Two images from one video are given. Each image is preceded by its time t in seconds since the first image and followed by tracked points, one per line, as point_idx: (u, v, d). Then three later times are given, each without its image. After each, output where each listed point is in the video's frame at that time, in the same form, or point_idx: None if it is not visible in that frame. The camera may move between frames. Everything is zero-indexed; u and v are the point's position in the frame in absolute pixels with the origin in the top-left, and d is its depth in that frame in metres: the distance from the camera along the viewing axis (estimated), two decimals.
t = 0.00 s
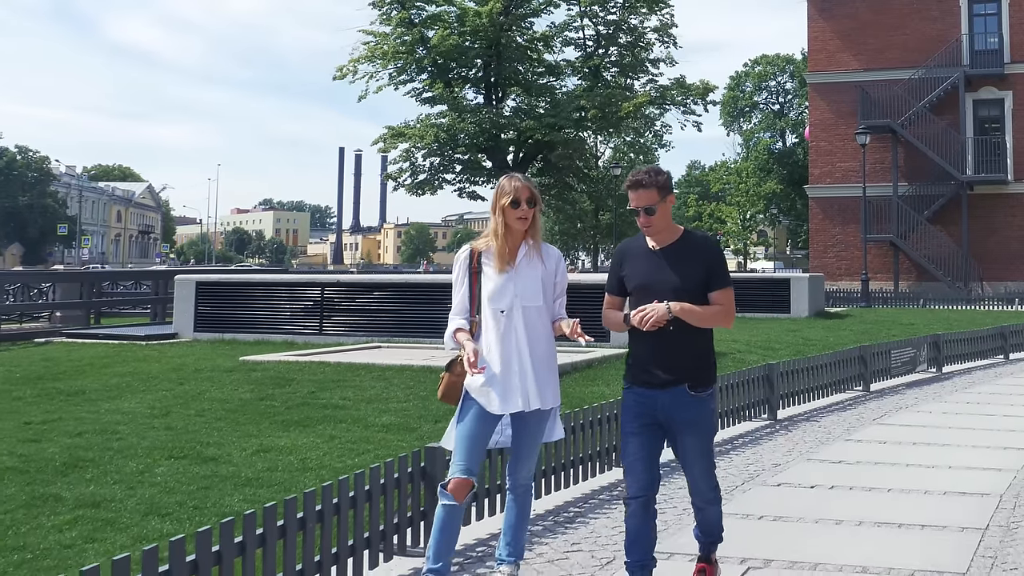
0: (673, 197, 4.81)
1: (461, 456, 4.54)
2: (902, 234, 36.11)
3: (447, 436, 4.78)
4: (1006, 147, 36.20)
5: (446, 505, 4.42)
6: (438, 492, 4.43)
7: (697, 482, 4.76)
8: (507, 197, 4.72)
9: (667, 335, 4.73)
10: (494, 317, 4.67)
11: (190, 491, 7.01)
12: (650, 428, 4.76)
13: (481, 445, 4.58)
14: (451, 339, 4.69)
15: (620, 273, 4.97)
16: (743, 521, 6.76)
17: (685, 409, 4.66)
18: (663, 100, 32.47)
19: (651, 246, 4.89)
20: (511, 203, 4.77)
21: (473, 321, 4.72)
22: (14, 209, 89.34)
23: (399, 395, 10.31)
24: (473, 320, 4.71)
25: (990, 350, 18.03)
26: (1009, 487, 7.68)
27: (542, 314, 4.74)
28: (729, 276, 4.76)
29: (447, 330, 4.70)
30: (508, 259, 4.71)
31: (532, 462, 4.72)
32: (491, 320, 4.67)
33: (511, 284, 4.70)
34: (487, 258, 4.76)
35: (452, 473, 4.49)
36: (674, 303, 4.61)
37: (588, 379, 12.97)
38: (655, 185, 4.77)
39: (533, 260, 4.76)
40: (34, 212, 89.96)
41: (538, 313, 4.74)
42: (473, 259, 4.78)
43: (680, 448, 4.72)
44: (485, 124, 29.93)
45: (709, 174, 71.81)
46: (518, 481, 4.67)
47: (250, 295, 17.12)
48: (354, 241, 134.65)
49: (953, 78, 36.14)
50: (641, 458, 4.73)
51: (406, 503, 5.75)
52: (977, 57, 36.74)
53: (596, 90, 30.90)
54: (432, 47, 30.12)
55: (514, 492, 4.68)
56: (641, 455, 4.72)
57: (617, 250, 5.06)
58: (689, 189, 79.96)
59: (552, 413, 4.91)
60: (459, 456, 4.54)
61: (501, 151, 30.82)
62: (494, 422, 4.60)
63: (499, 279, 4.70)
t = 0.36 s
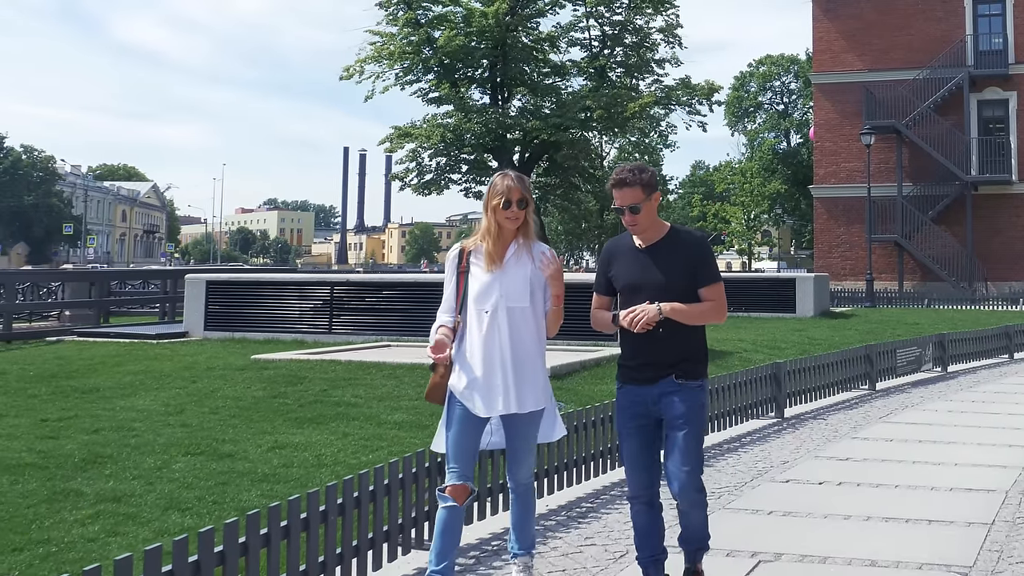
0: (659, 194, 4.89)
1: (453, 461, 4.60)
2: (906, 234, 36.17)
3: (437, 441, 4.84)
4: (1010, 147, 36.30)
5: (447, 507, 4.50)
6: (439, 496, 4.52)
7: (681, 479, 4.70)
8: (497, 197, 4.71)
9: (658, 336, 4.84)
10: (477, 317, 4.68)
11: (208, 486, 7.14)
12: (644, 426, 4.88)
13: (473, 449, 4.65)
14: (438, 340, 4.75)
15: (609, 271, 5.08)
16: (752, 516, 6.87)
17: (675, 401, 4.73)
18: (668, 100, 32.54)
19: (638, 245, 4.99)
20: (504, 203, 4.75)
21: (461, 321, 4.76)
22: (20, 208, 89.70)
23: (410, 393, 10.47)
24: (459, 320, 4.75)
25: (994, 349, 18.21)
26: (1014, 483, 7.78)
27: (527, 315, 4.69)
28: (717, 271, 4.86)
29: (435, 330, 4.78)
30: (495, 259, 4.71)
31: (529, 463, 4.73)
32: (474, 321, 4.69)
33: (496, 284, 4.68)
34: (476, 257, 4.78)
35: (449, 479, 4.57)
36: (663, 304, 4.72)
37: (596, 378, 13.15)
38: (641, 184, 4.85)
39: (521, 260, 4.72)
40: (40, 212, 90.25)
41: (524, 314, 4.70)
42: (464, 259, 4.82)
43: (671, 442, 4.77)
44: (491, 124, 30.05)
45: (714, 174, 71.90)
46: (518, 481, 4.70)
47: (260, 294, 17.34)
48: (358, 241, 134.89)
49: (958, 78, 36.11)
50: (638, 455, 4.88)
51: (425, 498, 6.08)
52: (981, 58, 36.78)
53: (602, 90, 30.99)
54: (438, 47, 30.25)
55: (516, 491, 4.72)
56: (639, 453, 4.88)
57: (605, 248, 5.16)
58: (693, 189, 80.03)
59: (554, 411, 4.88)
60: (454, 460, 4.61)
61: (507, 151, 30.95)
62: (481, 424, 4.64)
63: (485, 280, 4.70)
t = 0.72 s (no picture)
0: (667, 199, 4.74)
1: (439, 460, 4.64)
2: (909, 236, 36.26)
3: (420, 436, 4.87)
4: (1014, 149, 36.41)
5: (445, 506, 4.63)
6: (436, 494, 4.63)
7: (672, 491, 4.55)
8: (482, 199, 4.67)
9: (659, 348, 4.69)
10: (443, 314, 4.66)
11: (227, 484, 7.27)
12: (642, 435, 4.77)
13: (454, 451, 4.65)
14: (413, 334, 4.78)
15: (613, 275, 4.93)
16: (763, 513, 7.01)
17: (668, 409, 4.61)
18: (672, 102, 32.68)
19: (644, 250, 4.83)
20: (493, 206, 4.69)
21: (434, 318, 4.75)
22: (23, 208, 89.92)
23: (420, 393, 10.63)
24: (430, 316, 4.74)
25: (997, 350, 18.38)
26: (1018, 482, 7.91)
27: (491, 317, 4.57)
28: (723, 283, 4.68)
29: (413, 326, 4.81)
30: (469, 259, 4.64)
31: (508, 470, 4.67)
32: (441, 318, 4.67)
33: (466, 283, 4.63)
34: (455, 255, 4.74)
35: (442, 478, 4.63)
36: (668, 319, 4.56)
37: (603, 379, 13.30)
38: (651, 189, 4.72)
39: (494, 261, 4.63)
40: (44, 212, 90.46)
41: (491, 316, 4.59)
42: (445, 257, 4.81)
43: (664, 454, 4.63)
44: (496, 126, 30.18)
45: (717, 176, 72.06)
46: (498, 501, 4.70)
47: (269, 295, 17.53)
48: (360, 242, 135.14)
49: (962, 80, 36.46)
50: (640, 464, 4.81)
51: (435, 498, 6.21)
52: (984, 60, 36.89)
53: (606, 92, 31.13)
54: (443, 49, 30.42)
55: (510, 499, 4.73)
56: (640, 461, 4.80)
57: (613, 251, 5.01)
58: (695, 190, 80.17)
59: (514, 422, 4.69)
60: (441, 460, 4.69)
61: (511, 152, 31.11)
62: (451, 425, 4.61)
63: (457, 277, 4.67)
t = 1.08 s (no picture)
0: (683, 205, 4.80)
1: (447, 468, 4.76)
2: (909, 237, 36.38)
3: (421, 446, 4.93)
4: (1014, 151, 36.51)
5: (453, 513, 4.84)
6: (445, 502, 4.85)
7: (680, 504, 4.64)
8: (478, 207, 4.71)
9: (670, 359, 4.75)
10: (441, 325, 4.72)
11: (241, 485, 7.38)
12: (645, 443, 4.82)
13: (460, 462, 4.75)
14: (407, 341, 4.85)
15: (622, 274, 5.00)
16: (769, 514, 7.13)
17: (672, 418, 4.67)
18: (673, 104, 32.80)
19: (657, 252, 4.88)
20: (487, 212, 4.74)
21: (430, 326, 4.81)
22: (23, 209, 89.96)
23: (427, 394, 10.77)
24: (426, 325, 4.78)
25: (996, 352, 18.56)
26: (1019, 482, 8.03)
27: (492, 328, 4.67)
28: (736, 293, 4.75)
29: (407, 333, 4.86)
30: (467, 268, 4.71)
31: (490, 485, 4.58)
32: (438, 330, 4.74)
33: (465, 294, 4.70)
34: (451, 263, 4.79)
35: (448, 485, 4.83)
36: (681, 332, 4.63)
37: (606, 380, 13.49)
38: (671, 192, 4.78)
39: (493, 271, 4.72)
40: (43, 212, 90.50)
41: (489, 326, 4.68)
42: (439, 264, 4.85)
43: (669, 463, 4.70)
44: (498, 127, 30.36)
45: (718, 176, 72.15)
46: (477, 505, 4.51)
47: (274, 297, 17.70)
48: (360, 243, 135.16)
49: (962, 82, 36.60)
50: (638, 472, 4.85)
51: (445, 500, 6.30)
52: (985, 62, 37.00)
53: (608, 94, 31.25)
54: (445, 52, 30.55)
55: (473, 515, 4.53)
56: (638, 469, 4.84)
57: (623, 248, 5.06)
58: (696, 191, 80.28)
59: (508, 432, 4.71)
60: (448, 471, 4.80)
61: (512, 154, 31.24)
62: (449, 437, 4.70)
63: (455, 287, 4.72)
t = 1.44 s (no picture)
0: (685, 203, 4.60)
1: (452, 478, 4.73)
2: (902, 238, 36.48)
3: (412, 450, 4.82)
4: (1004, 153, 36.61)
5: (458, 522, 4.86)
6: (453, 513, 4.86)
7: (687, 508, 4.51)
8: (479, 207, 4.69)
9: (678, 363, 4.55)
10: (445, 328, 4.68)
11: (247, 484, 7.33)
12: (645, 440, 4.59)
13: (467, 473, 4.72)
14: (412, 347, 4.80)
15: (621, 275, 4.76)
16: (769, 512, 7.09)
17: (680, 420, 4.49)
18: (666, 105, 32.82)
19: (658, 252, 4.67)
20: (488, 213, 4.71)
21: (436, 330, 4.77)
22: (9, 209, 89.39)
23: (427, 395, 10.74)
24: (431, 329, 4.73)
25: (988, 352, 18.68)
26: (1016, 480, 8.06)
27: (496, 331, 4.62)
28: (740, 294, 4.57)
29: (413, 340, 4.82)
30: (470, 270, 4.67)
31: (497, 497, 4.52)
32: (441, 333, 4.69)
33: (468, 295, 4.65)
34: (454, 266, 4.76)
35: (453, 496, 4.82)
36: (691, 336, 4.43)
37: (604, 380, 13.51)
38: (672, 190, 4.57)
39: (496, 272, 4.67)
40: (30, 211, 89.95)
41: (493, 329, 4.63)
42: (443, 268, 4.82)
43: (674, 464, 4.53)
44: (492, 128, 30.42)
45: (710, 177, 72.31)
46: (481, 520, 4.44)
47: (271, 298, 17.68)
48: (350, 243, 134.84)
49: (954, 83, 36.77)
50: (632, 473, 4.59)
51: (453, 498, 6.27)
52: (977, 64, 37.14)
53: (602, 95, 31.25)
54: (438, 53, 30.52)
55: (477, 530, 4.46)
56: (634, 470, 4.58)
57: (620, 249, 4.82)
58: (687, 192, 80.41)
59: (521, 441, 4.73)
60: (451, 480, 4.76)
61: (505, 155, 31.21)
62: (454, 447, 4.66)
63: (457, 289, 4.69)
